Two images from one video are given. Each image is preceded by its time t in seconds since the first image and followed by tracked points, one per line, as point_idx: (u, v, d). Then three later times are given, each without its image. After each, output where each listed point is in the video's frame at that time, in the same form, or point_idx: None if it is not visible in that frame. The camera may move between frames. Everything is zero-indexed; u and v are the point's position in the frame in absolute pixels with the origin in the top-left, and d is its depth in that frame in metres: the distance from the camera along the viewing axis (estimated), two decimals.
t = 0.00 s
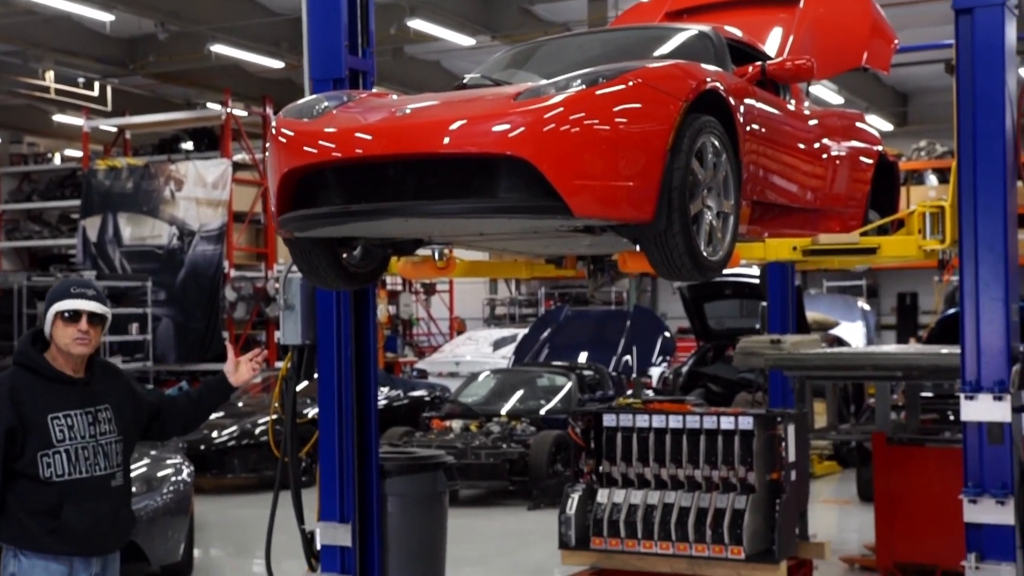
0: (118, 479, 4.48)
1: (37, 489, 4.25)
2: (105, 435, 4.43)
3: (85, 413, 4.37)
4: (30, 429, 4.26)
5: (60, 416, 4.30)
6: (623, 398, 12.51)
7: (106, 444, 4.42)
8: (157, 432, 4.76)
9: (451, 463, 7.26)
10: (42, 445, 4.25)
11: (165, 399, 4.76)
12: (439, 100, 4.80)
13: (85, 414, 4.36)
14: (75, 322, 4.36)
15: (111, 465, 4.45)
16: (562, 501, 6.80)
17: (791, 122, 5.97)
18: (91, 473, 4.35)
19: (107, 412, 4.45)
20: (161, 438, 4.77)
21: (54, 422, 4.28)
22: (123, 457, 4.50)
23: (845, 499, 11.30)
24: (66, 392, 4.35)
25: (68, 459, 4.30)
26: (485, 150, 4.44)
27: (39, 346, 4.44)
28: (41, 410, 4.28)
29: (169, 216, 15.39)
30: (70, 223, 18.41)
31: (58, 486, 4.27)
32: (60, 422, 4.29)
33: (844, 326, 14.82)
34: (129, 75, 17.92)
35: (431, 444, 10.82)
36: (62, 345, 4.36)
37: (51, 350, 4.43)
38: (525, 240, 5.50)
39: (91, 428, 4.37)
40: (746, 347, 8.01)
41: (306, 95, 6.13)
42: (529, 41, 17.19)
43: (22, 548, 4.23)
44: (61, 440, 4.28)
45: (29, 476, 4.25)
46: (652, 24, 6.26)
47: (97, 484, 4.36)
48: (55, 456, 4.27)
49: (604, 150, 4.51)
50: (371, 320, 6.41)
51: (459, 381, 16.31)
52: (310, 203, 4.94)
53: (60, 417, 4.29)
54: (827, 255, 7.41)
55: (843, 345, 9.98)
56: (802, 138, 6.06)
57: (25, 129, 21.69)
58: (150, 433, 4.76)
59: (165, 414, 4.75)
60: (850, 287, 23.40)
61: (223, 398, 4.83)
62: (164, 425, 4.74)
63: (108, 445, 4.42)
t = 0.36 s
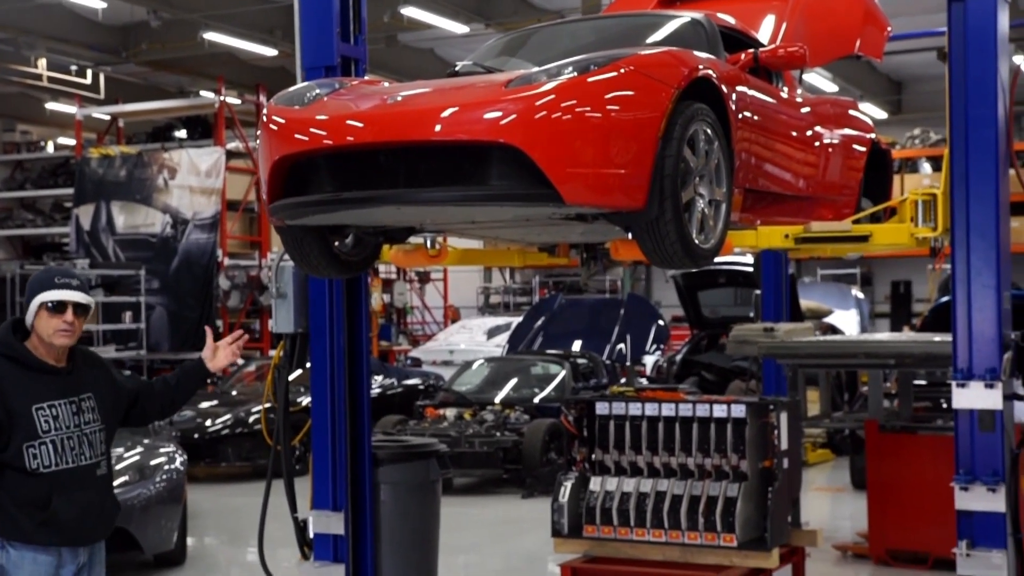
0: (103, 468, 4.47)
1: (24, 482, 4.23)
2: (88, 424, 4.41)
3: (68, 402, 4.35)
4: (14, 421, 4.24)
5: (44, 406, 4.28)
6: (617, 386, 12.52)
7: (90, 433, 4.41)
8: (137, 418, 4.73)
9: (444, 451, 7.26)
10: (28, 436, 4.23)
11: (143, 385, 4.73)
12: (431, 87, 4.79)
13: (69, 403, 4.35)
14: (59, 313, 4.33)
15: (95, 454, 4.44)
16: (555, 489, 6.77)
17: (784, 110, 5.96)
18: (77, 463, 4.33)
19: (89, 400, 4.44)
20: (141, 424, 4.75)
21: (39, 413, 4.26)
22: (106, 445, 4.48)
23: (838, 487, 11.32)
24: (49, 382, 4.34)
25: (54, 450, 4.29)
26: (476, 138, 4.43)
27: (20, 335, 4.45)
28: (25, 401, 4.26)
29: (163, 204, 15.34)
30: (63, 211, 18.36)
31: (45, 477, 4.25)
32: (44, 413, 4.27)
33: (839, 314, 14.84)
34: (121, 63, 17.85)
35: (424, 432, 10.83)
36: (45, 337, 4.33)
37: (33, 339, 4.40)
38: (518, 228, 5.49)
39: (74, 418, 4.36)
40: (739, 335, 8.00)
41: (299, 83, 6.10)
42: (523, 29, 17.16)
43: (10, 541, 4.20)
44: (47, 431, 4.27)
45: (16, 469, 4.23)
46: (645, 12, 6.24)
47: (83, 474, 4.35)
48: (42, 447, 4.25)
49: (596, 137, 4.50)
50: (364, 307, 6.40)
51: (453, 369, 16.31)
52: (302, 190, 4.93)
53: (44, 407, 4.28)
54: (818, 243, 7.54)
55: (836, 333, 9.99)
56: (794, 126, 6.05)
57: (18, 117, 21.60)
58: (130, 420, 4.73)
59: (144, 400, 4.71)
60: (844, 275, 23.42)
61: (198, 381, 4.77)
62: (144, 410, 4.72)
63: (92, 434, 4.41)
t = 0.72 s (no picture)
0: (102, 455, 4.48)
1: (34, 471, 4.21)
2: (90, 412, 4.41)
3: (73, 391, 4.34)
4: (22, 411, 4.21)
5: (53, 395, 4.27)
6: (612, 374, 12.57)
7: (93, 421, 4.41)
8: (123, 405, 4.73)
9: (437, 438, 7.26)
10: (37, 426, 4.22)
11: (126, 372, 4.71)
12: (424, 74, 4.77)
13: (74, 392, 4.34)
14: (90, 312, 4.36)
15: (97, 441, 4.44)
16: (548, 477, 6.76)
17: (777, 98, 5.94)
18: (83, 450, 4.34)
19: (91, 389, 4.43)
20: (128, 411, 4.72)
21: (48, 402, 4.25)
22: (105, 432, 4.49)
23: (832, 475, 11.33)
24: (56, 371, 4.31)
25: (62, 439, 4.28)
26: (468, 125, 4.41)
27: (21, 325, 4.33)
28: (33, 391, 4.23)
29: (157, 192, 15.29)
30: (57, 199, 18.30)
31: (56, 466, 4.24)
32: (53, 402, 4.26)
33: (834, 302, 14.84)
34: (115, 51, 17.80)
35: (419, 420, 10.83)
36: (71, 335, 4.33)
37: (41, 332, 4.33)
38: (512, 215, 5.47)
39: (79, 406, 4.35)
40: (733, 323, 8.01)
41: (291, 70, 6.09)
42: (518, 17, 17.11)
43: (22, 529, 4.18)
44: (56, 420, 4.26)
45: (26, 458, 4.21)
46: None
47: (89, 461, 4.36)
48: (51, 436, 4.25)
49: (589, 124, 4.49)
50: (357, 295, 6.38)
51: (448, 358, 16.31)
52: (293, 178, 4.91)
53: (52, 397, 4.26)
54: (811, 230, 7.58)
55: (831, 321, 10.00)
56: (788, 114, 6.04)
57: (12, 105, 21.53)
58: (116, 407, 4.72)
59: (129, 389, 4.69)
60: (839, 264, 23.44)
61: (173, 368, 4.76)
62: (129, 398, 4.68)
63: (94, 422, 4.41)
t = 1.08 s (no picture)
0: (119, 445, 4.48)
1: (64, 457, 4.20)
2: (112, 401, 4.42)
3: (98, 380, 4.34)
4: (53, 399, 4.19)
5: (81, 384, 4.26)
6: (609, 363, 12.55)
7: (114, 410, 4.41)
8: (129, 399, 4.73)
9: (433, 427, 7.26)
10: (67, 413, 4.21)
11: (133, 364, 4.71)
12: (419, 62, 4.75)
13: (99, 381, 4.34)
14: (116, 300, 4.33)
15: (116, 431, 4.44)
16: (545, 466, 6.75)
17: (773, 86, 5.92)
18: (110, 437, 4.34)
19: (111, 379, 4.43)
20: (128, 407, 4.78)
21: (77, 391, 4.24)
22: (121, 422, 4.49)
23: (829, 464, 11.34)
24: (82, 360, 4.30)
25: (88, 427, 4.28)
26: (462, 113, 4.39)
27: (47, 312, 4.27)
28: (63, 379, 4.22)
29: (154, 181, 15.26)
30: (55, 188, 18.24)
31: (86, 452, 4.24)
32: (82, 390, 4.25)
33: (831, 291, 14.83)
34: (112, 40, 17.75)
35: (416, 410, 10.83)
36: (98, 324, 4.30)
37: (67, 319, 4.28)
38: (508, 204, 5.45)
39: (103, 396, 4.35)
40: (731, 312, 7.96)
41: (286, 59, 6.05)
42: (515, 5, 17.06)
43: (56, 512, 4.17)
44: (85, 408, 4.25)
45: (56, 445, 4.19)
46: None
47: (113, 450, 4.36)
48: (80, 424, 4.24)
49: (584, 113, 4.48)
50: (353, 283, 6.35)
51: (446, 347, 16.30)
52: (288, 167, 4.89)
53: (81, 385, 4.25)
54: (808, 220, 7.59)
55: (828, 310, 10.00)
56: (784, 102, 6.02)
57: (9, 95, 21.47)
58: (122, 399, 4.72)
59: (137, 381, 4.71)
60: (836, 253, 23.42)
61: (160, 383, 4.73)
62: (134, 392, 4.71)
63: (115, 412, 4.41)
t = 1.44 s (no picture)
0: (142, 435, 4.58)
1: (95, 444, 4.29)
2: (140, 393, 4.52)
3: (129, 371, 4.45)
4: (88, 384, 4.29)
5: (114, 373, 4.37)
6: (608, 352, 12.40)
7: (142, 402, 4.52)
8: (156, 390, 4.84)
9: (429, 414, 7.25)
10: (99, 401, 4.31)
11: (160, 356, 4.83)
12: (415, 48, 4.73)
13: (130, 372, 4.45)
14: (128, 283, 4.40)
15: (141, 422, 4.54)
16: (540, 453, 6.75)
17: (769, 72, 5.90)
18: (137, 428, 4.44)
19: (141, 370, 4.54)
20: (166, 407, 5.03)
21: (111, 379, 4.34)
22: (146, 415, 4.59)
23: (826, 451, 11.35)
24: (115, 349, 4.40)
25: (119, 415, 4.38)
26: (457, 99, 4.38)
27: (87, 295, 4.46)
28: (99, 367, 4.32)
29: (150, 169, 15.22)
30: (52, 175, 18.21)
31: (116, 442, 4.33)
32: (115, 379, 4.36)
33: (829, 278, 14.83)
34: (108, 26, 17.68)
35: (413, 397, 10.84)
36: (113, 306, 4.39)
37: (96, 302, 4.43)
38: (503, 190, 5.44)
39: (133, 386, 4.46)
40: (727, 299, 7.92)
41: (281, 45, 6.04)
42: None
43: (85, 498, 4.24)
44: (117, 398, 4.36)
45: (87, 432, 4.28)
46: None
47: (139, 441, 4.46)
48: (112, 412, 4.34)
49: (579, 99, 4.46)
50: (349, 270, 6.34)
51: (443, 334, 16.29)
52: (282, 153, 4.87)
53: (115, 374, 4.36)
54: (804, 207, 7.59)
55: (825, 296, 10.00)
56: (780, 88, 6.00)
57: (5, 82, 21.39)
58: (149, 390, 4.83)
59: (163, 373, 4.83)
60: (834, 240, 23.39)
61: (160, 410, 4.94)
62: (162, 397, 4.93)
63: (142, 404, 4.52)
